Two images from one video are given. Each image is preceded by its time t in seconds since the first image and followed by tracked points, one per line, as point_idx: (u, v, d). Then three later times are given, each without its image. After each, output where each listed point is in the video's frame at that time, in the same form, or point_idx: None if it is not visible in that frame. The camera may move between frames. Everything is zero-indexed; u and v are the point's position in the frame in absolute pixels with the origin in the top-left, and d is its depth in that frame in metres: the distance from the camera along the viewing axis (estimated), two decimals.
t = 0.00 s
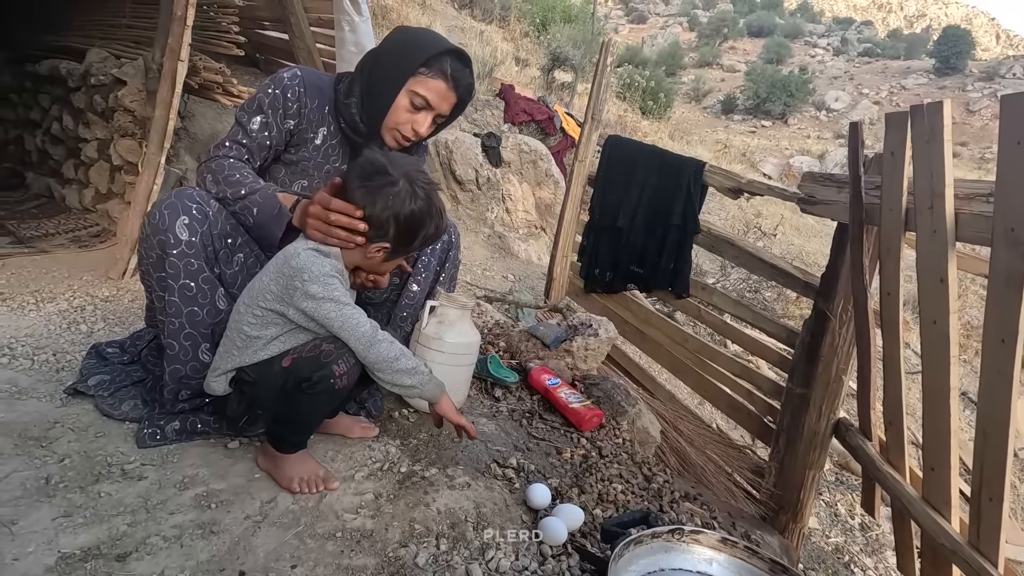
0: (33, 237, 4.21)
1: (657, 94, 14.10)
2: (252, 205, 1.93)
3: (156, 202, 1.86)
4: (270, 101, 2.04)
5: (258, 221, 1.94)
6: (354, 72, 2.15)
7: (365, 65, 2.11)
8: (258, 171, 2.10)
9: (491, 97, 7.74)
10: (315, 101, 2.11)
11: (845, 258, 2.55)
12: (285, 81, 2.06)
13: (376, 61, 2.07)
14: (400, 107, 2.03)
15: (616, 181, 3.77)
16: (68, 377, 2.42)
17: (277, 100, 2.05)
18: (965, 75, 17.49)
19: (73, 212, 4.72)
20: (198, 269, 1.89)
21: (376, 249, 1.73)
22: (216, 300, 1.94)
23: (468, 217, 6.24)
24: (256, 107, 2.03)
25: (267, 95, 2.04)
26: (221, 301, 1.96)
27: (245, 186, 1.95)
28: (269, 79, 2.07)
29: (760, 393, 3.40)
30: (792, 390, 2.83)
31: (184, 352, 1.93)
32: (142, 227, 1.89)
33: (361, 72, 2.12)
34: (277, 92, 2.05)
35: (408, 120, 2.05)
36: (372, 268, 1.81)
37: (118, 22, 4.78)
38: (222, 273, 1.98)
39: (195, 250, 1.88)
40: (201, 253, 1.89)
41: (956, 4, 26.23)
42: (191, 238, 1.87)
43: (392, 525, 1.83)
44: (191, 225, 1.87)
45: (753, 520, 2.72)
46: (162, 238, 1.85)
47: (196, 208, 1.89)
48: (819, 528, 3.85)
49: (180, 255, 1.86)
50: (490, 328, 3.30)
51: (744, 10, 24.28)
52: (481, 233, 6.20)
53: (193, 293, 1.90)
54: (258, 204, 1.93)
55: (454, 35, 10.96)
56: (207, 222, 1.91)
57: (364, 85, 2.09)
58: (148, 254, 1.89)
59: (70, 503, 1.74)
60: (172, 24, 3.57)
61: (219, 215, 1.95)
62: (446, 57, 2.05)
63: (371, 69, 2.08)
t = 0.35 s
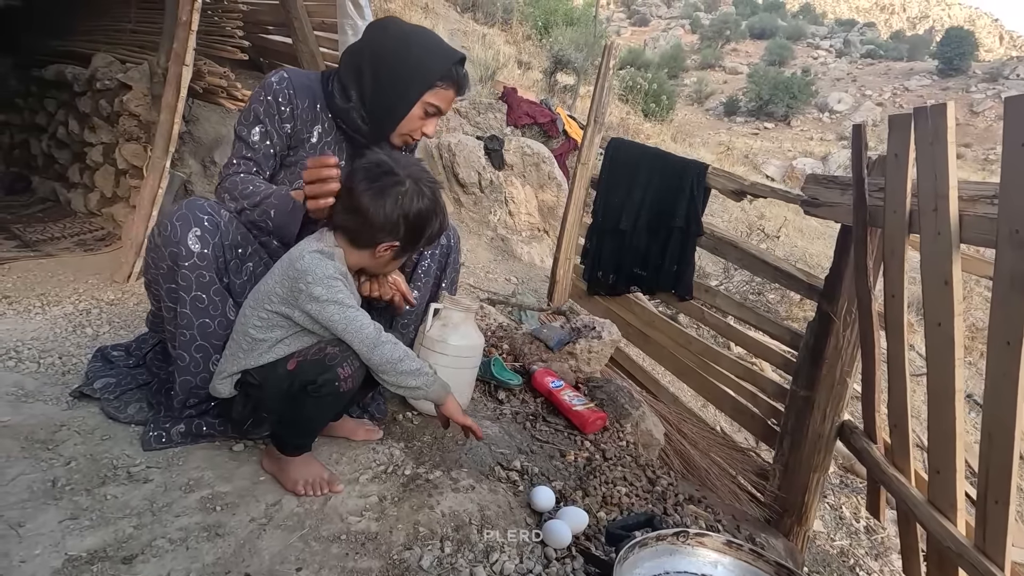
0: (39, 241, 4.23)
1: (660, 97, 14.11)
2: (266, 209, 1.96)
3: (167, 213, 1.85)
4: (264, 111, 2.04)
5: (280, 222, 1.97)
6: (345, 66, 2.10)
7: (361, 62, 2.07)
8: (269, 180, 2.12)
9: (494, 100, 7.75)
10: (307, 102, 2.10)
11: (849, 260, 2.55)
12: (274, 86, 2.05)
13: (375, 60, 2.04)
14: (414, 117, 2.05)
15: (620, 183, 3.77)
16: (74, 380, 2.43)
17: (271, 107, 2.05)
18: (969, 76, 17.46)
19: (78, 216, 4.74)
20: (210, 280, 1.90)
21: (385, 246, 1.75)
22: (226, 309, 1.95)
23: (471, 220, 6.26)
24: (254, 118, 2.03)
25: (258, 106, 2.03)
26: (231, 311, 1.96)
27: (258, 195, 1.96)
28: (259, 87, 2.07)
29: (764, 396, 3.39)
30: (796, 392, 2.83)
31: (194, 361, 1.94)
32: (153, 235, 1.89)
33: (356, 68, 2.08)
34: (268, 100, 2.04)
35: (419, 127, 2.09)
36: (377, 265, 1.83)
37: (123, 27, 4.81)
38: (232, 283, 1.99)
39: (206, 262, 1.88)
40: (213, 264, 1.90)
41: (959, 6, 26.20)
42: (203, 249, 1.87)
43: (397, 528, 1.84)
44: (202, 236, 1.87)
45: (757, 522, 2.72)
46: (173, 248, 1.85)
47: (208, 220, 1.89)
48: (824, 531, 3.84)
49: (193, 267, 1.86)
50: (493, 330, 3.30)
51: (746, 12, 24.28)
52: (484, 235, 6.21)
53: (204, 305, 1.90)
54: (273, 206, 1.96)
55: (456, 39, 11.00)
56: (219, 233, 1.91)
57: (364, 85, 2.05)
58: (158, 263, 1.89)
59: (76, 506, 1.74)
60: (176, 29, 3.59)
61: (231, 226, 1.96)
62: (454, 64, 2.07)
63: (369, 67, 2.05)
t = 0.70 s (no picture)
0: (42, 242, 4.24)
1: (661, 97, 14.13)
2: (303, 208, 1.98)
3: (189, 221, 1.86)
4: (267, 121, 1.99)
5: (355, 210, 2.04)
6: (330, 64, 2.06)
7: (349, 58, 2.04)
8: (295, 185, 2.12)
9: (495, 101, 7.76)
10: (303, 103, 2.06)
11: (851, 261, 2.55)
12: (270, 94, 2.00)
13: (365, 56, 2.02)
14: (411, 108, 2.11)
15: (620, 184, 3.77)
16: (78, 381, 2.44)
17: (277, 115, 2.01)
18: (970, 77, 17.45)
19: (81, 217, 4.75)
20: (231, 290, 1.91)
21: (377, 234, 1.71)
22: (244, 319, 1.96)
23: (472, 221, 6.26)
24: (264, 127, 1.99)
25: (262, 117, 1.99)
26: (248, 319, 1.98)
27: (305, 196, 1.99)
28: (251, 100, 2.01)
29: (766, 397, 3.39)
30: (799, 393, 2.83)
31: (208, 368, 1.95)
32: (172, 242, 1.90)
33: (344, 65, 2.05)
34: (269, 111, 2.00)
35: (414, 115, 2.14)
36: (380, 259, 1.81)
37: (125, 29, 4.82)
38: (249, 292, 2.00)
39: (229, 271, 1.89)
40: (235, 275, 1.91)
41: (960, 6, 26.19)
42: (225, 259, 1.88)
43: (399, 529, 1.84)
44: (224, 245, 1.88)
45: (759, 523, 2.72)
46: (196, 257, 1.86)
47: (230, 229, 1.90)
48: (826, 532, 3.84)
49: (214, 276, 1.88)
50: (495, 331, 3.31)
51: (747, 13, 24.28)
52: (486, 236, 6.22)
53: (223, 315, 1.91)
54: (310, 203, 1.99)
55: (458, 40, 11.01)
56: (241, 243, 1.93)
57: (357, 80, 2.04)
58: (177, 269, 1.90)
59: (80, 506, 1.75)
60: (179, 31, 3.59)
61: (251, 234, 1.97)
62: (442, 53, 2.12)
63: (360, 63, 2.03)
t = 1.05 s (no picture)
0: (44, 243, 4.24)
1: (662, 97, 14.13)
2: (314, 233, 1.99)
3: (177, 226, 1.86)
4: (295, 140, 1.98)
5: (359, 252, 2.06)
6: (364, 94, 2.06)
7: (382, 88, 2.04)
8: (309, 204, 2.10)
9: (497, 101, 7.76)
10: (334, 122, 2.05)
11: (853, 261, 2.54)
12: (308, 114, 1.99)
13: (400, 90, 2.03)
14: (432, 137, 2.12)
15: (621, 185, 3.77)
16: (80, 381, 2.44)
17: (308, 134, 1.99)
18: (972, 77, 17.43)
19: (83, 217, 4.76)
20: (225, 291, 1.91)
21: (366, 226, 1.70)
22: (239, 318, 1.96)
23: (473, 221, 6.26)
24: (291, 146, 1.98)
25: (292, 134, 1.97)
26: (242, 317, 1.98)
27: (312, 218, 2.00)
28: (286, 110, 1.99)
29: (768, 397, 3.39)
30: (800, 393, 2.83)
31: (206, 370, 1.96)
32: (163, 249, 1.90)
33: (374, 96, 2.05)
34: (300, 129, 1.98)
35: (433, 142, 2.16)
36: (381, 259, 1.78)
37: (127, 30, 4.82)
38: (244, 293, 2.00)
39: (221, 272, 1.90)
40: (227, 274, 1.91)
41: (962, 6, 26.18)
42: (217, 260, 1.89)
43: (401, 529, 1.84)
44: (215, 247, 1.89)
45: (762, 524, 2.72)
46: (188, 260, 1.86)
47: (220, 230, 1.90)
48: (828, 532, 3.84)
49: (208, 278, 1.88)
50: (497, 331, 3.31)
51: (748, 13, 24.25)
52: (487, 236, 6.22)
53: (220, 316, 1.91)
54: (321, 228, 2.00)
55: (459, 41, 11.02)
56: (232, 242, 1.93)
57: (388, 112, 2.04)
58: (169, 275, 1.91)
59: (82, 507, 1.75)
60: (181, 31, 3.59)
61: (244, 234, 1.97)
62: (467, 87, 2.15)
63: (393, 95, 2.04)
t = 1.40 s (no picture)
0: (45, 243, 4.24)
1: (664, 97, 14.12)
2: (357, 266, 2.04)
3: (202, 214, 1.87)
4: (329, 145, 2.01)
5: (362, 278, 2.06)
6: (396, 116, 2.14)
7: (411, 113, 2.12)
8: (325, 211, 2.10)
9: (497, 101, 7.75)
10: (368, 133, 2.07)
11: (855, 259, 2.53)
12: (347, 126, 2.02)
13: (427, 114, 2.09)
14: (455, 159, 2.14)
15: (623, 184, 3.75)
16: (81, 381, 2.43)
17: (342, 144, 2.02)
18: (973, 75, 17.39)
19: (84, 218, 4.76)
20: (242, 283, 1.92)
21: (361, 213, 1.67)
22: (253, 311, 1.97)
23: (474, 221, 6.26)
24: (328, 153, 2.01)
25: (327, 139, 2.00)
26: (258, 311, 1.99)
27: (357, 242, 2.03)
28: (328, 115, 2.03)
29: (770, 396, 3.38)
30: (802, 392, 2.82)
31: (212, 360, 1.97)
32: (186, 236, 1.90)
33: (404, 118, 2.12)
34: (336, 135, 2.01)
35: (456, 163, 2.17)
36: (382, 249, 1.74)
37: (129, 31, 4.82)
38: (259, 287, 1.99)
39: (241, 263, 1.91)
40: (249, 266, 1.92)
41: (962, 5, 26.14)
42: (238, 250, 1.90)
43: (403, 528, 1.83)
44: (238, 238, 1.90)
45: (764, 523, 2.72)
46: (210, 248, 1.88)
47: (244, 222, 1.92)
48: (831, 532, 3.83)
49: (226, 268, 1.89)
50: (498, 331, 3.30)
51: (749, 12, 24.20)
52: (488, 236, 6.21)
53: (231, 308, 1.93)
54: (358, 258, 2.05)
55: (459, 41, 11.02)
56: (255, 234, 1.94)
57: (415, 133, 2.09)
58: (190, 262, 1.91)
59: (84, 506, 1.75)
60: (182, 31, 3.59)
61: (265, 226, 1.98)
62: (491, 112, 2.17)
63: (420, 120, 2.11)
